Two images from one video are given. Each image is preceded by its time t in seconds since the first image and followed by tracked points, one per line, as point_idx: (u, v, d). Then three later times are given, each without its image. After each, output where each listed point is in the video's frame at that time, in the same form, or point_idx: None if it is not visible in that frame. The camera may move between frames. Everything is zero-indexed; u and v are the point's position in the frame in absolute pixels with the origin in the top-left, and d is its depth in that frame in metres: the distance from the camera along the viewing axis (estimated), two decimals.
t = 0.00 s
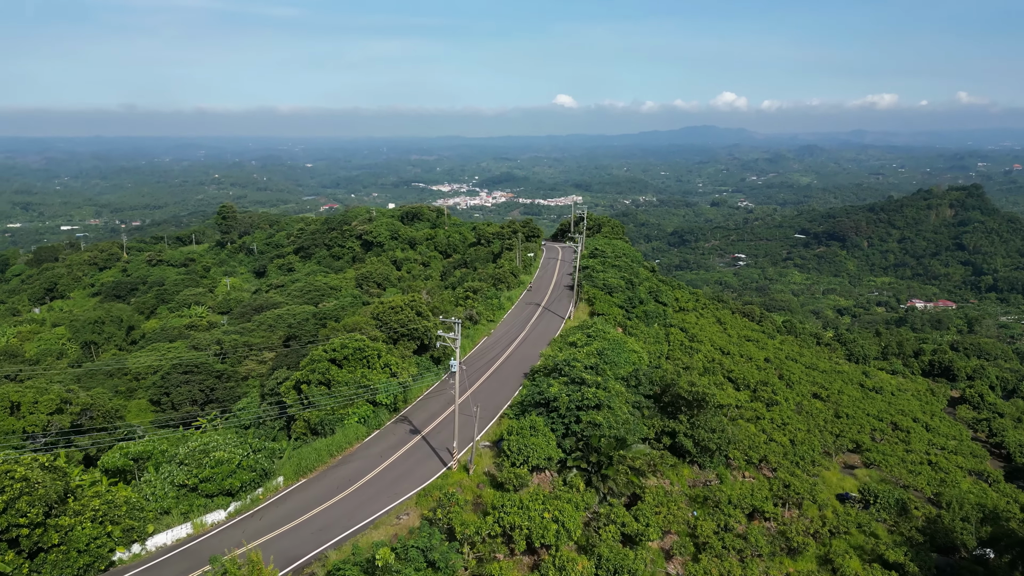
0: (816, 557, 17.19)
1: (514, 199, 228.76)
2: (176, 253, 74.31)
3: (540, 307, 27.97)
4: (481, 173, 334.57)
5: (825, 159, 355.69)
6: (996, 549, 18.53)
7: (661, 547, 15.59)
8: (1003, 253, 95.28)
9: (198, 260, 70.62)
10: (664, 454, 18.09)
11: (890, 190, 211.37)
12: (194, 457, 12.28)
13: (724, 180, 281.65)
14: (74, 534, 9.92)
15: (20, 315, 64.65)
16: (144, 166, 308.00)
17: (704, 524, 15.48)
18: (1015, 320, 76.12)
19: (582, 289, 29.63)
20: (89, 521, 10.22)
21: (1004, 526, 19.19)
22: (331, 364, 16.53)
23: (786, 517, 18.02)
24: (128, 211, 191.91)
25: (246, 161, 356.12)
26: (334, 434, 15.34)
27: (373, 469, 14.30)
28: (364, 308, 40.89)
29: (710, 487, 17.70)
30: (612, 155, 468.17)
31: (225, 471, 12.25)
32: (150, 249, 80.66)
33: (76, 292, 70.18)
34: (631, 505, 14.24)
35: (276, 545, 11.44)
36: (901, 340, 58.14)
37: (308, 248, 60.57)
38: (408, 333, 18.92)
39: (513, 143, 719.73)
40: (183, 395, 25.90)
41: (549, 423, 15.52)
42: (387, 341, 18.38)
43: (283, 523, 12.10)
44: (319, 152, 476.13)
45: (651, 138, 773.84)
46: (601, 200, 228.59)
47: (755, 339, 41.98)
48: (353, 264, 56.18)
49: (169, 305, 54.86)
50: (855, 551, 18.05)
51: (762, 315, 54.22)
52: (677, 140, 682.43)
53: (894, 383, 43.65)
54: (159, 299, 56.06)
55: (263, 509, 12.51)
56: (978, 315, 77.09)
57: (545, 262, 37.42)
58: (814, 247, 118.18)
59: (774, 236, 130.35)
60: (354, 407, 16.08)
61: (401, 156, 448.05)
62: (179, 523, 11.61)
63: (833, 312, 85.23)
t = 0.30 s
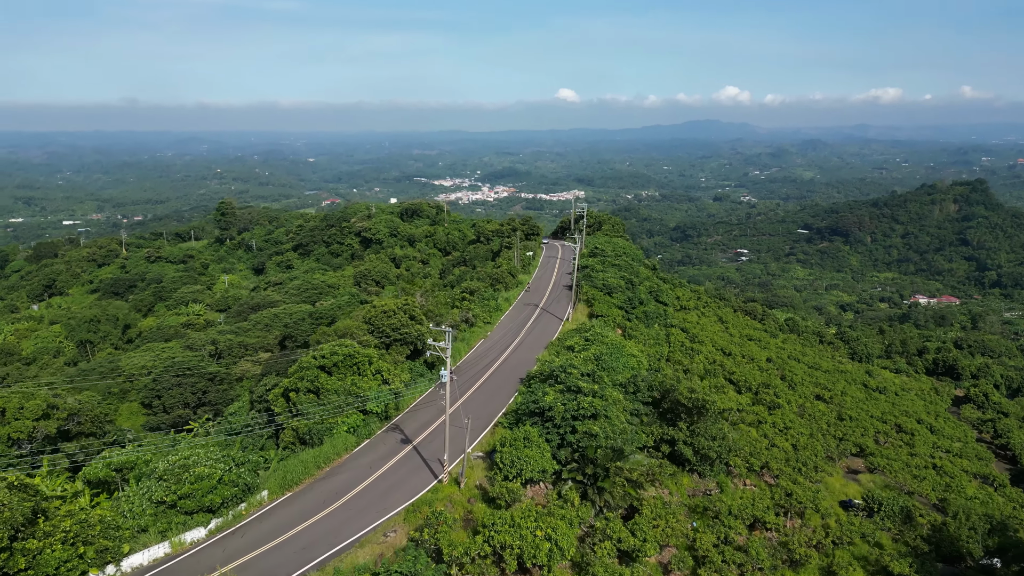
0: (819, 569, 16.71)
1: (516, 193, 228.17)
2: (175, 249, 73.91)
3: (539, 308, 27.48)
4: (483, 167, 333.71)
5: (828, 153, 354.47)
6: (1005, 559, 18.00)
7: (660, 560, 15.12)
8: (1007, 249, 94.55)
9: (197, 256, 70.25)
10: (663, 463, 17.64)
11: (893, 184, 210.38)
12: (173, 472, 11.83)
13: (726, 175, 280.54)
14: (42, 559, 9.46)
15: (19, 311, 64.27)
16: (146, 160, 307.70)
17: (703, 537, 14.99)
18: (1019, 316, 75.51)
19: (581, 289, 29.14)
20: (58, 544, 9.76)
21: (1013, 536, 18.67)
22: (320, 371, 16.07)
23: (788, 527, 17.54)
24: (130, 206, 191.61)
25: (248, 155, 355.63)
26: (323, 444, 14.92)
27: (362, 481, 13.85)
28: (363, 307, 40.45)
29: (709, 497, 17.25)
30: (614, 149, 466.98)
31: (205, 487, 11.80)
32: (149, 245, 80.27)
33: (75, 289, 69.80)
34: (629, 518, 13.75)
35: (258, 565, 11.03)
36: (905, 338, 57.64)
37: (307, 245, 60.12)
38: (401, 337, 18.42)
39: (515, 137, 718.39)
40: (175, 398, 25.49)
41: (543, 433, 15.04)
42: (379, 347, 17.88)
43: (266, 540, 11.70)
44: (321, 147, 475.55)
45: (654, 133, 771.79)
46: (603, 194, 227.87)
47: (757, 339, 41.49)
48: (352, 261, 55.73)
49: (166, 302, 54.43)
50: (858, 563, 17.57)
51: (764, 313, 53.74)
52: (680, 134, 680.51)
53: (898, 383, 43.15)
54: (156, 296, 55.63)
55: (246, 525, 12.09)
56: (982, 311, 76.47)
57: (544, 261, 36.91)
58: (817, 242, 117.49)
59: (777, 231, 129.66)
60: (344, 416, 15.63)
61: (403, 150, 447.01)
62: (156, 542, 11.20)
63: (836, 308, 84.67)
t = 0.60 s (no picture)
0: None
1: (517, 188, 227.51)
2: (174, 246, 73.49)
3: (537, 309, 27.01)
4: (485, 162, 332.87)
5: (832, 148, 352.79)
6: (1013, 571, 17.52)
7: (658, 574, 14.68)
8: (1012, 244, 93.79)
9: (196, 253, 69.86)
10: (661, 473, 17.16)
11: (897, 179, 209.18)
12: (152, 488, 11.34)
13: (729, 169, 279.37)
14: None
15: (17, 309, 63.88)
16: (148, 155, 307.35)
17: (703, 551, 14.53)
18: None
19: (579, 290, 28.66)
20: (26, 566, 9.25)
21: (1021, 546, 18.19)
22: (309, 378, 15.59)
23: (790, 537, 17.07)
24: (132, 201, 191.29)
25: (250, 150, 355.18)
26: (311, 456, 14.52)
27: (348, 495, 13.41)
28: (360, 306, 39.98)
29: (710, 507, 16.82)
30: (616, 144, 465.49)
31: (185, 504, 11.34)
32: (148, 241, 79.90)
33: (74, 286, 69.44)
34: (625, 533, 13.27)
35: None
36: (908, 336, 57.07)
37: (306, 242, 59.71)
38: (393, 343, 17.95)
39: (518, 132, 716.81)
40: (166, 401, 24.98)
41: (538, 444, 14.57)
42: (370, 353, 17.42)
43: (247, 560, 11.28)
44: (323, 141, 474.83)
45: (657, 127, 770.10)
46: (606, 189, 226.98)
47: (759, 338, 41.07)
48: (351, 258, 55.25)
49: (164, 300, 54.03)
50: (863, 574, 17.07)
51: (766, 310, 53.22)
52: (683, 128, 678.47)
53: (902, 382, 42.64)
54: (154, 293, 55.20)
55: (226, 543, 11.66)
56: (986, 308, 75.84)
57: (543, 259, 36.45)
58: (820, 238, 116.83)
59: (779, 226, 128.97)
60: (332, 426, 15.19)
61: (405, 145, 446.09)
62: (132, 563, 10.77)
63: (839, 305, 84.05)
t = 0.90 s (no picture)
0: None
1: (519, 182, 226.72)
2: (172, 242, 73.05)
3: (534, 310, 26.52)
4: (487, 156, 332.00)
5: (835, 142, 351.02)
6: None
7: None
8: (1016, 239, 92.99)
9: (194, 249, 69.46)
10: (659, 483, 16.68)
11: (900, 173, 207.99)
12: (127, 505, 10.92)
13: (732, 164, 278.43)
14: None
15: (15, 305, 63.50)
16: (149, 149, 306.86)
17: (702, 565, 14.01)
18: None
19: (578, 290, 28.18)
20: None
21: None
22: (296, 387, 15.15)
23: (791, 549, 16.59)
24: (133, 195, 190.92)
25: (252, 144, 354.51)
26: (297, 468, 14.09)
27: (335, 510, 12.97)
28: (358, 304, 39.51)
29: (709, 518, 16.38)
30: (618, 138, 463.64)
31: (161, 523, 10.92)
32: (147, 237, 79.50)
33: (72, 282, 69.10)
34: (622, 548, 12.76)
35: None
36: (912, 333, 56.51)
37: (304, 239, 59.26)
38: (385, 348, 17.48)
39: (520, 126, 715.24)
40: (156, 404, 24.54)
41: (532, 455, 14.06)
42: (361, 359, 16.96)
43: None
44: (325, 136, 473.73)
45: (660, 121, 768.14)
46: (608, 183, 226.08)
47: (760, 337, 40.59)
48: (350, 255, 54.76)
49: (161, 297, 53.64)
50: None
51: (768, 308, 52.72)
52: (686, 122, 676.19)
53: (905, 381, 42.12)
54: (151, 291, 54.81)
55: (205, 562, 11.26)
56: (990, 303, 75.16)
57: (542, 258, 36.00)
58: (823, 233, 116.09)
59: (782, 221, 128.22)
60: (320, 435, 14.74)
61: (407, 139, 444.91)
62: None
63: (842, 300, 83.47)
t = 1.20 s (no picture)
0: None
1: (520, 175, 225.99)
2: (170, 237, 72.54)
3: (531, 310, 26.07)
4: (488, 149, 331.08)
5: (837, 135, 349.43)
6: None
7: None
8: (1019, 233, 92.31)
9: (192, 245, 68.99)
10: (657, 492, 16.22)
11: (902, 166, 207.00)
12: (100, 524, 10.49)
13: (734, 157, 277.44)
14: None
15: (12, 301, 63.13)
16: (150, 142, 306.26)
17: None
18: None
19: (576, 289, 27.73)
20: None
21: None
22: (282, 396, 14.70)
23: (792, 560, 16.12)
24: (134, 188, 190.49)
25: (253, 137, 353.54)
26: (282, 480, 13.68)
27: (320, 525, 12.54)
28: (355, 302, 39.04)
29: (707, 529, 15.96)
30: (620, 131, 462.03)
31: (136, 543, 10.50)
32: (145, 232, 79.02)
33: (70, 277, 68.68)
34: (616, 565, 12.30)
35: None
36: (914, 329, 56.02)
37: (302, 235, 58.77)
38: (375, 353, 17.03)
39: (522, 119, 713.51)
40: (146, 407, 24.05)
41: (524, 467, 13.58)
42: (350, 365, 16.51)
43: None
44: (326, 129, 472.68)
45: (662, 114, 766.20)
46: (609, 177, 225.27)
47: (762, 335, 40.11)
48: (348, 251, 54.29)
49: (158, 293, 53.19)
50: None
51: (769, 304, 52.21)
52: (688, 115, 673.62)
53: (907, 379, 41.62)
54: (148, 287, 54.35)
55: None
56: (993, 298, 74.58)
57: (540, 256, 35.53)
58: (825, 226, 115.40)
59: (784, 215, 127.53)
60: (306, 446, 14.32)
61: (408, 132, 443.90)
62: None
63: (844, 295, 82.95)
